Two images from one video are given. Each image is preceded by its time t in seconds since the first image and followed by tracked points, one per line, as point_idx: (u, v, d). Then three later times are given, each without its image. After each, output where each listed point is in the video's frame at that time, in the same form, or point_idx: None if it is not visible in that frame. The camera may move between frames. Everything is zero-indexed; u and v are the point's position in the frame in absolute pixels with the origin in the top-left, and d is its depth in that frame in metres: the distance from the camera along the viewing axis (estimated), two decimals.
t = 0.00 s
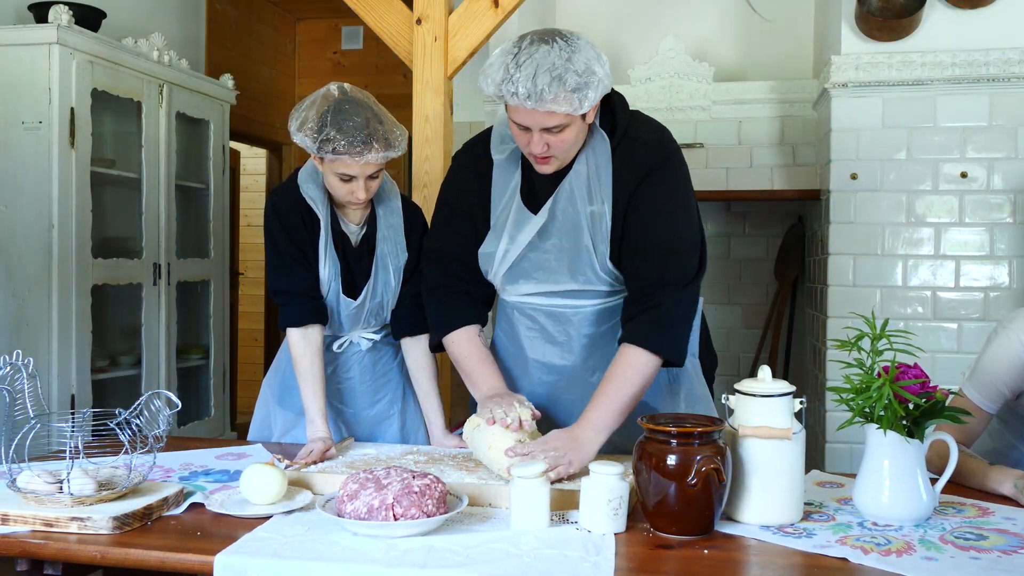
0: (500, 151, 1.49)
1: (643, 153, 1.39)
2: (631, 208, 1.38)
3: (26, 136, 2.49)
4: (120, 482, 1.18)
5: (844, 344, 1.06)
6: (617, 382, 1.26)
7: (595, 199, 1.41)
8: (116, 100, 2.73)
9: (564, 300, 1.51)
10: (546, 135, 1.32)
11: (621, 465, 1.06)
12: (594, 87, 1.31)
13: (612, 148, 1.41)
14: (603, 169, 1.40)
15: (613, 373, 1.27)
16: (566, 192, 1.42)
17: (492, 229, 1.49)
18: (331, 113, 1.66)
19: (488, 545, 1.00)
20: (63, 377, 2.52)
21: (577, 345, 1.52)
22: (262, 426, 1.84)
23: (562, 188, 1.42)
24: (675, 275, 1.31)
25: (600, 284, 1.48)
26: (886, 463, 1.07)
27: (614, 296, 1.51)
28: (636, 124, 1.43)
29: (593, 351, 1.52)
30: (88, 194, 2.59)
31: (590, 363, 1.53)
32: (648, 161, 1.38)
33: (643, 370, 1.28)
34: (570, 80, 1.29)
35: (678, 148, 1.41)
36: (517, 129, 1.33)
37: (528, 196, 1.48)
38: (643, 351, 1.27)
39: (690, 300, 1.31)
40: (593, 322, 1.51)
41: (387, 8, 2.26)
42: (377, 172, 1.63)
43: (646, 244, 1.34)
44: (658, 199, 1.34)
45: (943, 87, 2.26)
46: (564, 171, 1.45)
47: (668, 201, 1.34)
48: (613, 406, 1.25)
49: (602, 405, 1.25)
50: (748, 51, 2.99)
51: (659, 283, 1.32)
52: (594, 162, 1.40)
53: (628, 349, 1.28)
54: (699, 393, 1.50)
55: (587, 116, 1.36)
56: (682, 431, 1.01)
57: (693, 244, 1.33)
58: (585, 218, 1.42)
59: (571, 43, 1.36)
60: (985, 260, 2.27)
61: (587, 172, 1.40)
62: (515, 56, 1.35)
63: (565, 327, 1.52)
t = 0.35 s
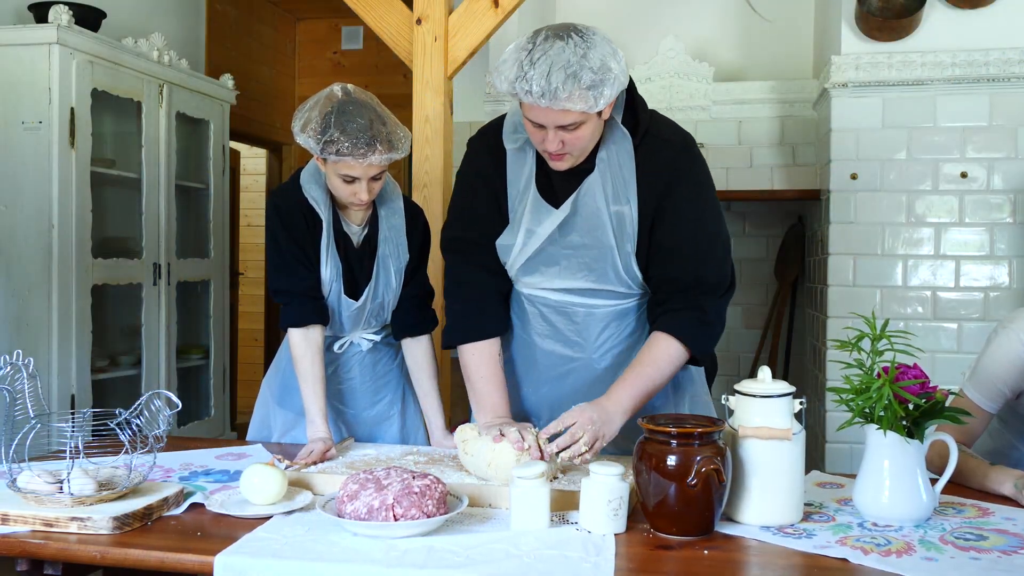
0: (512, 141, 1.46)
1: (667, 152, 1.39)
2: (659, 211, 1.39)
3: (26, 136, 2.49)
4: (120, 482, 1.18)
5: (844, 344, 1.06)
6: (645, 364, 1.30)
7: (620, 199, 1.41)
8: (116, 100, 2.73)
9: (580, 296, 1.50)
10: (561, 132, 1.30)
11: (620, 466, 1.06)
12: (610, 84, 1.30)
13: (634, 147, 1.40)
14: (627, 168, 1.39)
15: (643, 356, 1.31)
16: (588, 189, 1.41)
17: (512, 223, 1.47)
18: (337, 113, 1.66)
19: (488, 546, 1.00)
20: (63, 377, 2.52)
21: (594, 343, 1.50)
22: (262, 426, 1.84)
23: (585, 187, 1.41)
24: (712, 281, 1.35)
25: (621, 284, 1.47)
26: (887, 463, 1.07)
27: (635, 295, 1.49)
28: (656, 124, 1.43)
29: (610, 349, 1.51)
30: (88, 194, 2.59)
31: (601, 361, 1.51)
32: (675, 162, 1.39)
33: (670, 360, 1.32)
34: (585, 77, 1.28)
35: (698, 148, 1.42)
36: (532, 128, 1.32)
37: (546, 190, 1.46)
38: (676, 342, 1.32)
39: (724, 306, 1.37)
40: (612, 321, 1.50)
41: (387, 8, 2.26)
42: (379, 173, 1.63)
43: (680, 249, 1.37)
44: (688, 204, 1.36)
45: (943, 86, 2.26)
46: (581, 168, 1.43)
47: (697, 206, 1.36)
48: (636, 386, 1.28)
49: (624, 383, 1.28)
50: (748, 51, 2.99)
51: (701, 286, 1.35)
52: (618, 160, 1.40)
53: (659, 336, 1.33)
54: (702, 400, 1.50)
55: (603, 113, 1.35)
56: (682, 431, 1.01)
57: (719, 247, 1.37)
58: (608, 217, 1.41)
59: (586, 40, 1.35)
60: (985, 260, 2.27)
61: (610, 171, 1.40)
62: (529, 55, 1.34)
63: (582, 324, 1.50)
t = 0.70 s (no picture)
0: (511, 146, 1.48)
1: (654, 143, 1.40)
2: (646, 200, 1.40)
3: (26, 136, 2.49)
4: (120, 482, 1.18)
5: (844, 344, 1.05)
6: (629, 353, 1.32)
7: (608, 190, 1.41)
8: (116, 100, 2.73)
9: (579, 295, 1.50)
10: (541, 124, 1.31)
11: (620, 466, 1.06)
12: (582, 69, 1.30)
13: (620, 139, 1.41)
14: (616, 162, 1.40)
15: (627, 347, 1.33)
16: (576, 183, 1.41)
17: (505, 225, 1.49)
18: (338, 113, 1.66)
19: (488, 545, 1.00)
20: (63, 376, 2.52)
21: (592, 341, 1.49)
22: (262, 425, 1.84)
23: (571, 180, 1.42)
24: (692, 267, 1.37)
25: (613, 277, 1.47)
26: (887, 463, 1.07)
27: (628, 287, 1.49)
28: (641, 116, 1.44)
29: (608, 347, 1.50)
30: (88, 194, 2.59)
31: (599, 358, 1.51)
32: (661, 152, 1.40)
33: (657, 350, 1.33)
34: (556, 65, 1.29)
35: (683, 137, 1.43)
36: (513, 123, 1.33)
37: (537, 188, 1.47)
38: (658, 330, 1.33)
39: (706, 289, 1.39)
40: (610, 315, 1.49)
41: (387, 8, 2.26)
42: (382, 173, 1.64)
43: (663, 237, 1.38)
44: (675, 192, 1.37)
45: (943, 87, 2.26)
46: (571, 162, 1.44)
47: (683, 194, 1.37)
48: (622, 377, 1.30)
49: (612, 375, 1.30)
50: (748, 51, 2.99)
51: (681, 273, 1.37)
52: (606, 154, 1.41)
53: (641, 324, 1.35)
54: (700, 384, 1.49)
55: (582, 103, 1.35)
56: (682, 431, 1.01)
57: (706, 234, 1.38)
58: (597, 209, 1.42)
59: (555, 31, 1.36)
60: (985, 260, 2.27)
61: (597, 164, 1.41)
62: (500, 49, 1.35)
63: (577, 321, 1.50)
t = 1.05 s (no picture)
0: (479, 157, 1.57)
1: (617, 136, 1.38)
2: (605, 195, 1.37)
3: (26, 136, 2.49)
4: (120, 482, 1.18)
5: (844, 344, 1.05)
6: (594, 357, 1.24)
7: (573, 191, 1.42)
8: (116, 100, 2.73)
9: (561, 296, 1.49)
10: (502, 129, 1.34)
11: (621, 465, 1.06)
12: (530, 70, 1.30)
13: (584, 140, 1.41)
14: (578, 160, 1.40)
15: (588, 353, 1.24)
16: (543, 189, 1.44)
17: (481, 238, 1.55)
18: (340, 113, 1.66)
19: (490, 545, 1.00)
20: (63, 376, 2.52)
21: (575, 342, 1.50)
22: (263, 426, 1.84)
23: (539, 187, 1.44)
24: (651, 257, 1.29)
25: (589, 276, 1.47)
26: (887, 462, 1.07)
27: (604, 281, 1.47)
28: (609, 114, 1.43)
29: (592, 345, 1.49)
30: (88, 194, 2.60)
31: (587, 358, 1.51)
32: (622, 145, 1.37)
33: (623, 347, 1.24)
34: (503, 69, 1.30)
35: (653, 128, 1.39)
36: (478, 131, 1.37)
37: (511, 200, 1.53)
38: (623, 329, 1.24)
39: (672, 279, 1.29)
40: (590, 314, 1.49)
41: (387, 8, 2.27)
42: (383, 173, 1.64)
43: (618, 229, 1.33)
44: (630, 184, 1.33)
45: (943, 86, 2.26)
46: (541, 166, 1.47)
47: (639, 186, 1.32)
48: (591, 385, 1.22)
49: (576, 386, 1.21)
50: (748, 51, 2.99)
51: (640, 262, 1.29)
52: (566, 154, 1.41)
53: (605, 324, 1.26)
54: (700, 383, 1.50)
55: (541, 105, 1.36)
56: (682, 431, 1.01)
57: (663, 222, 1.30)
58: (565, 211, 1.43)
59: (505, 36, 1.38)
60: (985, 260, 2.27)
61: (562, 166, 1.41)
62: (452, 60, 1.38)
63: (562, 324, 1.50)
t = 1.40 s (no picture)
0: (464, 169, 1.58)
1: (594, 138, 1.38)
2: (587, 200, 1.37)
3: (26, 136, 2.49)
4: (120, 482, 1.18)
5: (845, 344, 1.05)
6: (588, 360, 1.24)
7: (557, 198, 1.42)
8: (116, 100, 2.73)
9: (555, 304, 1.49)
10: (476, 144, 1.34)
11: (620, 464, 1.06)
12: (496, 85, 1.31)
13: (563, 147, 1.41)
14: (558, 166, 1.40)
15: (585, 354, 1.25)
16: (528, 198, 1.44)
17: (473, 255, 1.57)
18: (341, 114, 1.66)
19: (490, 545, 1.00)
20: (63, 376, 2.52)
21: (571, 347, 1.50)
22: (263, 426, 1.84)
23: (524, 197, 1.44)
24: (637, 261, 1.28)
25: (581, 281, 1.46)
26: (887, 462, 1.07)
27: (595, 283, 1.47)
28: (585, 118, 1.43)
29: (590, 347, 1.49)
30: (88, 194, 2.59)
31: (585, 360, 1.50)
32: (599, 147, 1.37)
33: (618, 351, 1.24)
34: (467, 87, 1.31)
35: (629, 125, 1.38)
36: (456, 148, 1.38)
37: (498, 211, 1.53)
38: (619, 334, 1.24)
39: (665, 284, 1.28)
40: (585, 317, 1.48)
41: (387, 8, 2.27)
42: (383, 174, 1.64)
43: (604, 233, 1.33)
44: (610, 187, 1.33)
45: (943, 86, 2.26)
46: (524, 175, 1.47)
47: (619, 189, 1.32)
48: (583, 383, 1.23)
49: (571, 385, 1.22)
50: (749, 51, 2.99)
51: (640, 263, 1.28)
52: (547, 161, 1.41)
53: (602, 327, 1.26)
54: (700, 383, 1.50)
55: (516, 117, 1.36)
56: (682, 431, 1.01)
57: (647, 220, 1.29)
58: (551, 218, 1.43)
59: (471, 53, 1.38)
60: (985, 260, 2.27)
61: (544, 174, 1.42)
62: (423, 80, 1.40)
63: (559, 331, 1.49)
